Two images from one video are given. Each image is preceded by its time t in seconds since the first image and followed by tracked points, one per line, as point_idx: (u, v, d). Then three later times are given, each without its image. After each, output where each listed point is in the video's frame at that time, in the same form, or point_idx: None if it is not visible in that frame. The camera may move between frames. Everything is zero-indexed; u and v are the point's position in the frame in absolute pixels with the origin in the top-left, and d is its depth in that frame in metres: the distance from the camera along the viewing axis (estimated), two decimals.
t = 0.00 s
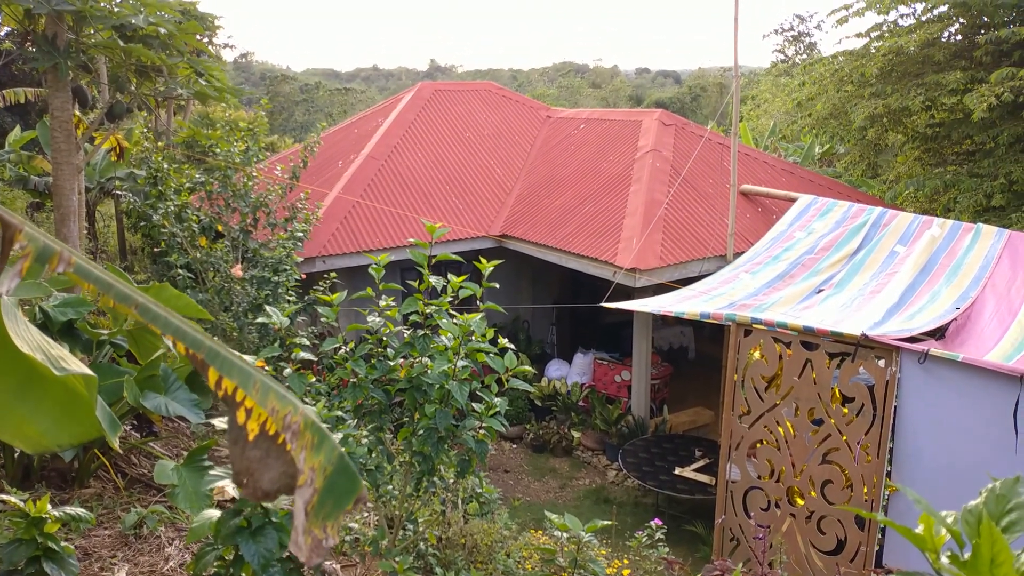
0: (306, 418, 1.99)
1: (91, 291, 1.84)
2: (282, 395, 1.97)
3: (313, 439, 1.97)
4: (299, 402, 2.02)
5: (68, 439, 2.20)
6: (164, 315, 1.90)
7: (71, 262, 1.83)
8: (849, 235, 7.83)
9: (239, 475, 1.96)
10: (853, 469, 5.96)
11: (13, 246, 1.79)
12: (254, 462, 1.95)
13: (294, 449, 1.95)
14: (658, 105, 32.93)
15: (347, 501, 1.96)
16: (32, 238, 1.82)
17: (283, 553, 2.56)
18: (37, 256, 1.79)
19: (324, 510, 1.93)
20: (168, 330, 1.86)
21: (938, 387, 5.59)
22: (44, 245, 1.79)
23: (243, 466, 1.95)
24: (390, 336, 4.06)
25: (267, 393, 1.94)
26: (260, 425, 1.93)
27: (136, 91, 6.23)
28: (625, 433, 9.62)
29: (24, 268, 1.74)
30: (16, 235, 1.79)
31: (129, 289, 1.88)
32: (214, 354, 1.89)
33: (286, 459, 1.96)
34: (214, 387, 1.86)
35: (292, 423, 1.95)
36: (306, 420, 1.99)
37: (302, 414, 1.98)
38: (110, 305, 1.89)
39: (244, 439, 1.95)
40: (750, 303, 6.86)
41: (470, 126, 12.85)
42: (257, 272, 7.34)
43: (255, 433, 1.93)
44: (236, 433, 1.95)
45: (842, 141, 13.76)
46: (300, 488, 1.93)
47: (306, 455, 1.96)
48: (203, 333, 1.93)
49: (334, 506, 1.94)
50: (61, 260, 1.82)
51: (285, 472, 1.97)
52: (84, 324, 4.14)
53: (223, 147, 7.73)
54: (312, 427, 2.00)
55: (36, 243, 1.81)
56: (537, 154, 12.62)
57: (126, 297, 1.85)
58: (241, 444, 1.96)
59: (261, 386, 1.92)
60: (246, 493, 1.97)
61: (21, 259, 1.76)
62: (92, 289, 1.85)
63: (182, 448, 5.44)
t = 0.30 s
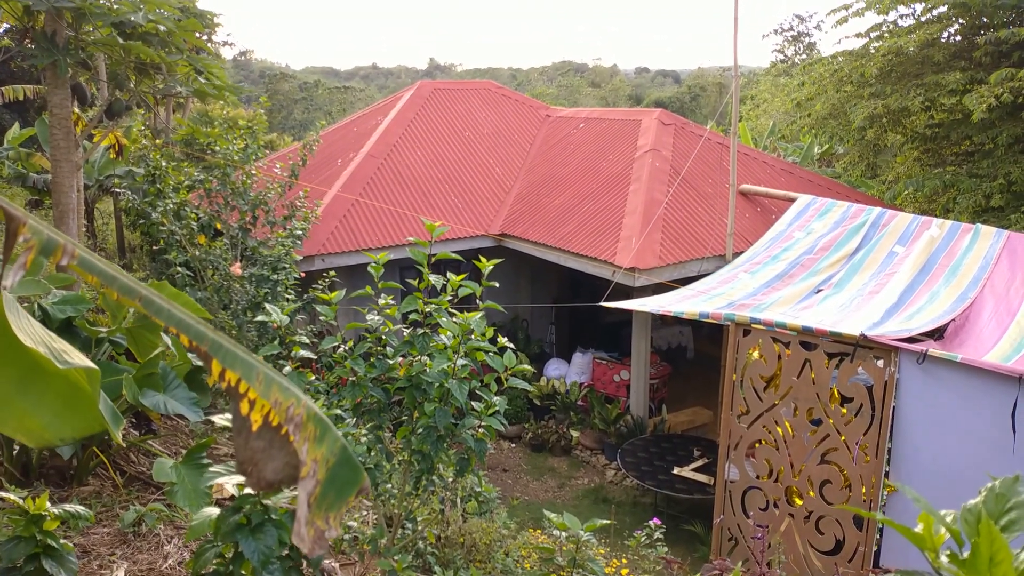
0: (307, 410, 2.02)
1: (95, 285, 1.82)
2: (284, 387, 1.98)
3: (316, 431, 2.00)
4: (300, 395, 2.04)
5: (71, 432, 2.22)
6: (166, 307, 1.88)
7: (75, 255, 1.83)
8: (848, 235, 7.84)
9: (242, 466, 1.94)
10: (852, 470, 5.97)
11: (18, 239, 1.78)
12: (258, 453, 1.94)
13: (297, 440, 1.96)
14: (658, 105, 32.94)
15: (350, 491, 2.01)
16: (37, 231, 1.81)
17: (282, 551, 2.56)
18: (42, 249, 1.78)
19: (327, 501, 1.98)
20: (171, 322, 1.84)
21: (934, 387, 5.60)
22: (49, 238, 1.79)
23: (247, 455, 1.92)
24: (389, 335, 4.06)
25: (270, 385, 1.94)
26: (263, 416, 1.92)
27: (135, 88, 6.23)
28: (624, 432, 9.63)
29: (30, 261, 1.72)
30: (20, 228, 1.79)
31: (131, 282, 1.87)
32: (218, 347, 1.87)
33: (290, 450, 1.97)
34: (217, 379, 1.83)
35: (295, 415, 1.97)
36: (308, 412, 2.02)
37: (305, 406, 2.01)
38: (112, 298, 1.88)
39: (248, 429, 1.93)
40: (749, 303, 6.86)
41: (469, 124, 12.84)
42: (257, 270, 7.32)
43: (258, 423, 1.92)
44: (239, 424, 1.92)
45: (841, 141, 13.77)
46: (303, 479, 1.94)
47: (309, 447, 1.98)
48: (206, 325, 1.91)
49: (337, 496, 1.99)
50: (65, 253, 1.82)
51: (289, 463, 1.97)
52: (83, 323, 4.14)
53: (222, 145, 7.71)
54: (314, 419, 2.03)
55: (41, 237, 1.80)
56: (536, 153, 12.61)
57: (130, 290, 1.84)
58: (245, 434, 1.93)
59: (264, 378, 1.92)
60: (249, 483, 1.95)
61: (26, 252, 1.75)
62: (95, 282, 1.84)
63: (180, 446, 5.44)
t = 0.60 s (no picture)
0: (308, 427, 2.01)
1: (97, 297, 1.82)
2: (284, 403, 1.98)
3: (316, 448, 2.00)
4: (300, 411, 2.04)
5: (74, 440, 2.20)
6: (168, 322, 1.89)
7: (78, 268, 1.83)
8: (850, 241, 7.84)
9: (240, 485, 1.94)
10: (853, 477, 5.96)
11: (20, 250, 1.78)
12: (256, 471, 1.95)
13: (297, 457, 1.96)
14: (660, 110, 32.99)
15: (350, 509, 1.99)
16: (39, 243, 1.81)
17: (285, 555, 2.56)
18: (44, 261, 1.79)
19: (325, 519, 1.96)
20: (173, 337, 1.86)
21: (940, 394, 5.59)
22: (52, 250, 1.79)
23: (244, 475, 1.93)
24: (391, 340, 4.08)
25: (271, 400, 1.94)
26: (262, 434, 1.93)
27: (139, 93, 6.22)
28: (626, 438, 9.61)
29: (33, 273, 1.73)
30: (22, 240, 1.77)
31: (133, 295, 1.87)
32: (218, 362, 1.89)
33: (288, 468, 1.97)
34: (218, 394, 1.85)
35: (295, 431, 1.97)
36: (308, 429, 2.01)
37: (305, 422, 2.00)
38: (113, 310, 1.88)
39: (246, 448, 1.94)
40: (751, 309, 6.87)
41: (471, 130, 12.88)
42: (259, 274, 7.33)
43: (256, 442, 1.93)
44: (237, 442, 1.93)
45: (843, 147, 13.79)
46: (303, 496, 1.95)
47: (308, 464, 1.98)
48: (206, 341, 1.93)
49: (336, 514, 1.97)
50: (68, 265, 1.82)
51: (286, 481, 1.98)
52: (86, 327, 4.15)
53: (225, 150, 7.72)
54: (314, 436, 2.02)
55: (43, 248, 1.80)
56: (538, 159, 12.64)
57: (131, 303, 1.84)
58: (242, 453, 1.94)
59: (264, 394, 1.93)
60: (245, 502, 1.95)
61: (29, 265, 1.76)
62: (97, 295, 1.84)
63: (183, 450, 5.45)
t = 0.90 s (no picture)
0: (319, 424, 2.02)
1: (109, 296, 1.83)
2: (295, 400, 1.98)
3: (326, 445, 2.00)
4: (311, 408, 2.04)
5: (78, 445, 2.23)
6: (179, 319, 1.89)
7: (89, 266, 1.83)
8: (853, 246, 7.84)
9: (250, 483, 1.98)
10: (857, 482, 5.95)
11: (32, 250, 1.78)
12: (266, 470, 1.98)
13: (307, 454, 1.97)
14: (662, 115, 33.02)
15: (359, 507, 1.99)
16: (51, 242, 1.81)
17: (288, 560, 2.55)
18: (56, 259, 1.79)
19: (336, 516, 1.97)
20: (183, 334, 1.85)
21: (941, 400, 5.57)
22: (63, 249, 1.79)
23: (254, 473, 1.97)
24: (394, 344, 4.08)
25: (281, 397, 1.94)
26: (273, 431, 1.95)
27: (144, 98, 6.27)
28: (628, 443, 9.60)
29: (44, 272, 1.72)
30: (34, 239, 1.76)
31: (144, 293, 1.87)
32: (229, 359, 1.88)
33: (298, 465, 1.99)
34: (229, 392, 1.86)
35: (305, 428, 1.97)
36: (319, 426, 2.01)
37: (315, 419, 2.01)
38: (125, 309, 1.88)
39: (257, 446, 1.97)
40: (753, 314, 6.86)
41: (474, 134, 12.90)
42: (262, 279, 7.33)
43: (267, 439, 1.95)
44: (248, 440, 1.96)
45: (845, 152, 13.79)
46: (314, 492, 1.97)
47: (319, 460, 1.99)
48: (217, 337, 1.92)
49: (346, 511, 1.98)
50: (79, 264, 1.82)
51: (297, 479, 2.00)
52: (90, 330, 4.15)
53: (228, 154, 7.73)
54: (325, 433, 2.03)
55: (55, 248, 1.80)
56: (541, 164, 12.66)
57: (142, 301, 1.84)
58: (253, 452, 1.98)
59: (275, 391, 1.92)
60: (257, 499, 1.99)
61: (41, 263, 1.76)
62: (108, 294, 1.85)
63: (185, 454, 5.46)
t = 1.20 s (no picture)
0: (325, 438, 2.02)
1: (120, 307, 1.84)
2: (302, 414, 1.99)
3: (333, 459, 2.01)
4: (317, 422, 2.04)
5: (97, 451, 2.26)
6: (188, 332, 1.90)
7: (100, 278, 1.83)
8: (860, 254, 7.82)
9: (254, 499, 1.93)
10: (864, 491, 5.91)
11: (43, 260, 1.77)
12: (272, 484, 1.93)
13: (314, 468, 1.97)
14: (668, 122, 33.06)
15: (365, 522, 2.03)
16: (62, 253, 1.81)
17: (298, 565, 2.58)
18: (67, 271, 1.78)
19: (342, 531, 1.99)
20: (193, 347, 1.85)
21: (951, 410, 5.52)
22: (76, 261, 1.79)
23: (260, 488, 1.92)
24: (402, 349, 4.07)
25: (289, 411, 1.95)
26: (279, 445, 1.92)
27: (152, 104, 6.31)
28: (634, 450, 9.57)
29: (57, 284, 1.72)
30: (46, 250, 1.76)
31: (154, 306, 1.88)
32: (237, 372, 1.88)
33: (304, 480, 1.97)
34: (238, 405, 1.85)
35: (313, 442, 1.97)
36: (325, 440, 2.02)
37: (322, 433, 2.01)
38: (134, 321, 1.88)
39: (262, 461, 1.92)
40: (760, 322, 6.84)
41: (481, 141, 12.93)
42: (269, 284, 7.35)
43: (273, 454, 1.91)
44: (254, 455, 1.91)
45: (852, 160, 13.76)
46: (321, 507, 1.98)
47: (326, 474, 1.99)
48: (226, 350, 1.93)
49: (352, 526, 2.01)
50: (91, 275, 1.82)
51: (303, 494, 1.97)
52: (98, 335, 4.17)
53: (235, 160, 7.77)
54: (331, 447, 2.04)
55: (67, 259, 1.79)
56: (547, 170, 12.68)
57: (153, 313, 1.85)
58: (258, 467, 1.93)
59: (283, 404, 1.94)
60: (260, 516, 1.93)
61: (52, 274, 1.74)
62: (118, 306, 1.85)
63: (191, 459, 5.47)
